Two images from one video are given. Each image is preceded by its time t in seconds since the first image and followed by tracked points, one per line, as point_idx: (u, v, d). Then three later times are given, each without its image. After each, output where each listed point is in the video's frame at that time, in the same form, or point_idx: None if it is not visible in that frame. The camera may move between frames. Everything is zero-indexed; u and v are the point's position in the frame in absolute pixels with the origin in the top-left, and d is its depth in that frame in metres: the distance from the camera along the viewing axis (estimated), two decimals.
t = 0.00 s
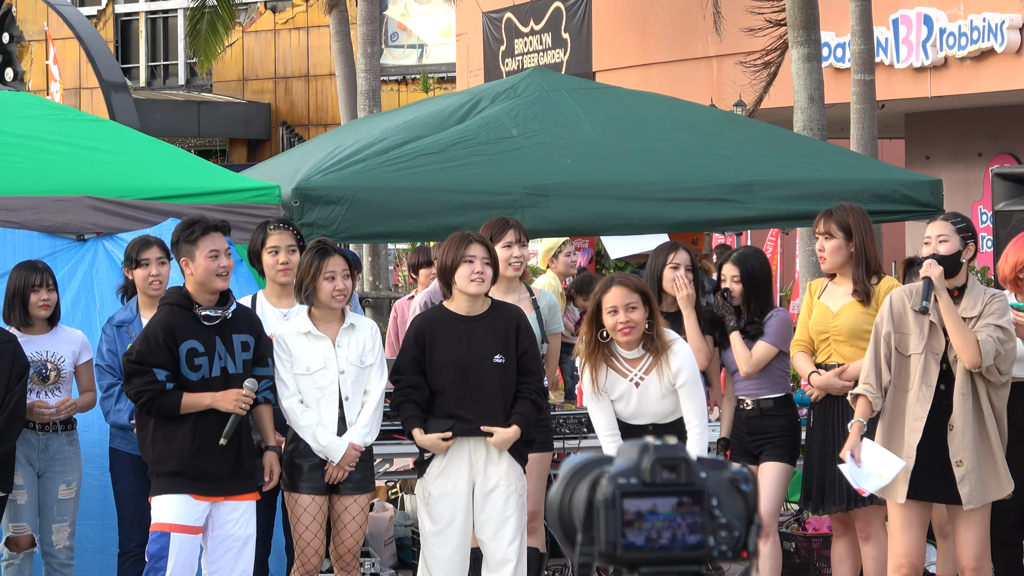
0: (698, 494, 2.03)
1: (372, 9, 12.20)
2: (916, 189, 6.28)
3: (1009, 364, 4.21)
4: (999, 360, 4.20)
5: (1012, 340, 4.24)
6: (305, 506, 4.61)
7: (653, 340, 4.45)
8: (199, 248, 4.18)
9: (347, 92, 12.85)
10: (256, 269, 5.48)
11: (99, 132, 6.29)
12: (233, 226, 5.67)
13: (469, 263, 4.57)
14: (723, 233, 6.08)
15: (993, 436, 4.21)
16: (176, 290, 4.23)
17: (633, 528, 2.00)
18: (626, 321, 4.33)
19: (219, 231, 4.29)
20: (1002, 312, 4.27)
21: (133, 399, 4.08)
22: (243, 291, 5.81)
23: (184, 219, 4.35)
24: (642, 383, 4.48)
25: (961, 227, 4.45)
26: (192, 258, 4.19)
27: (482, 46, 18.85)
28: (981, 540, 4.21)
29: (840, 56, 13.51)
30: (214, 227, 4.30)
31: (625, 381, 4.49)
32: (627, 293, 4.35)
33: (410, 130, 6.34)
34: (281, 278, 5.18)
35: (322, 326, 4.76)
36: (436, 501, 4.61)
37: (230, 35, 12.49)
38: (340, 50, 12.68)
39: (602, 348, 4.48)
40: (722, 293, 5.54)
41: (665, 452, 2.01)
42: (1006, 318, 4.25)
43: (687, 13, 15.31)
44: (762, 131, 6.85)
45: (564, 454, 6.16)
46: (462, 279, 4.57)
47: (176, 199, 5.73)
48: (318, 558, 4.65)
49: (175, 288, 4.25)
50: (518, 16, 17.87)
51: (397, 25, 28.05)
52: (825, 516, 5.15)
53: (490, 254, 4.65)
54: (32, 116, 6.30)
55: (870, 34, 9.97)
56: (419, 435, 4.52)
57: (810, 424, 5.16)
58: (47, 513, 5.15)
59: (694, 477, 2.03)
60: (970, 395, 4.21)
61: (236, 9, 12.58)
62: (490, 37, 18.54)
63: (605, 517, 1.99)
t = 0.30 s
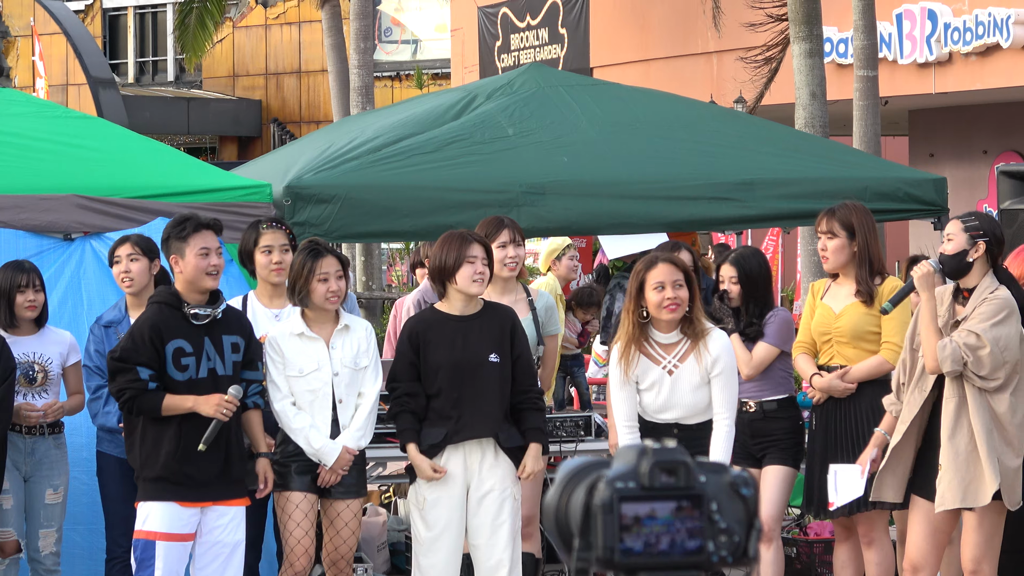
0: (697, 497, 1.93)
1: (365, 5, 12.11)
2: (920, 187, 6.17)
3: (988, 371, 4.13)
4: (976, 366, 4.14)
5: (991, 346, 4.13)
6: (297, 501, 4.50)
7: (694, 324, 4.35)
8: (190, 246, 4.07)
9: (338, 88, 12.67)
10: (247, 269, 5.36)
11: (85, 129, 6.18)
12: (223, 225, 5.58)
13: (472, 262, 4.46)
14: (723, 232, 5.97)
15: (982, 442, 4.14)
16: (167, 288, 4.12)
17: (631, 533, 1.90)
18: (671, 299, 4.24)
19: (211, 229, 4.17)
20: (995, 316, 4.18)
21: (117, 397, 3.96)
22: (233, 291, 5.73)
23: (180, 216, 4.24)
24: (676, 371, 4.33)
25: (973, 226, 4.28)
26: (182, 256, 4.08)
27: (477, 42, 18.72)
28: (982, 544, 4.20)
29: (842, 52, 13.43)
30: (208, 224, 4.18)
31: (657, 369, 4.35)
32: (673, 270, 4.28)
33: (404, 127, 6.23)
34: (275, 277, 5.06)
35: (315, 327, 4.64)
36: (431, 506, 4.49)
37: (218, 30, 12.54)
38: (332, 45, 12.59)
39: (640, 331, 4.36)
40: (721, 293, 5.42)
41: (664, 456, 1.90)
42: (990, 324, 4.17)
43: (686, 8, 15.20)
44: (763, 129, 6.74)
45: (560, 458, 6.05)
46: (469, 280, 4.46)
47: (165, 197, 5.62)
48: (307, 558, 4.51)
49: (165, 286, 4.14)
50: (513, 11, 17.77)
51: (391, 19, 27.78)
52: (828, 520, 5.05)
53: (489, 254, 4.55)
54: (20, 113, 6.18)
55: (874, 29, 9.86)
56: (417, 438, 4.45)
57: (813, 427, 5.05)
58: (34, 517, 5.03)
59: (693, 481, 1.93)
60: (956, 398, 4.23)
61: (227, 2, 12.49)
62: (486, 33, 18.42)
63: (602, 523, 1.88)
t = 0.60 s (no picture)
0: (684, 497, 1.87)
1: None
2: (909, 182, 6.10)
3: (934, 366, 4.18)
4: (924, 360, 4.20)
5: (933, 341, 4.16)
6: (263, 511, 4.41)
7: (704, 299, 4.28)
8: (149, 241, 3.98)
9: (320, 81, 12.69)
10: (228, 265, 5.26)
11: (64, 123, 6.10)
12: (203, 220, 5.51)
13: (453, 260, 4.37)
14: (710, 228, 5.90)
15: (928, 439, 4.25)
16: (131, 284, 4.05)
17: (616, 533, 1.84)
18: (676, 270, 4.18)
19: (172, 223, 4.09)
20: (946, 310, 4.20)
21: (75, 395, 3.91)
22: (213, 285, 5.67)
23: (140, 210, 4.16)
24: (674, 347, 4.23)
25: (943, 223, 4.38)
26: (142, 253, 3.99)
27: (463, 35, 18.59)
28: (953, 542, 4.26)
29: (831, 45, 13.33)
30: (168, 218, 4.10)
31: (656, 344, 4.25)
32: (682, 242, 4.21)
33: (387, 121, 6.15)
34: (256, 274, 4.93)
35: (282, 323, 4.56)
36: (414, 507, 4.41)
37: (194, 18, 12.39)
38: (313, 38, 12.60)
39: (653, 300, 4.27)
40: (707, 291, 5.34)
41: (650, 454, 1.85)
42: (938, 318, 4.19)
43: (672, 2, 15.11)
44: (751, 123, 6.67)
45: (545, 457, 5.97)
46: (453, 280, 4.37)
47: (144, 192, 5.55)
48: (276, 564, 4.45)
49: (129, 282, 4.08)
50: (500, 3, 17.67)
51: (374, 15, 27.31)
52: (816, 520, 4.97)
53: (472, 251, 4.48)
54: None
55: (863, 23, 9.79)
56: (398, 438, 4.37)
57: (800, 426, 4.97)
58: (11, 516, 4.86)
59: (681, 480, 1.87)
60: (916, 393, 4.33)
61: None
62: (471, 25, 18.31)
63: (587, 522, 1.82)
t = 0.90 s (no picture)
0: (694, 494, 1.88)
1: None
2: (919, 179, 6.10)
3: (910, 368, 4.20)
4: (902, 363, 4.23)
5: (906, 344, 4.18)
6: (267, 509, 4.39)
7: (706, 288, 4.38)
8: (137, 240, 3.96)
9: (330, 78, 12.73)
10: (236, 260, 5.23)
11: (73, 119, 6.10)
12: (210, 216, 5.54)
13: (461, 263, 4.36)
14: (719, 225, 5.90)
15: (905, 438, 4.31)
16: (123, 283, 4.04)
17: (627, 529, 1.85)
18: (660, 266, 4.39)
19: (159, 221, 4.04)
20: (918, 312, 4.19)
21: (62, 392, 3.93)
22: (223, 283, 5.56)
23: (129, 208, 4.12)
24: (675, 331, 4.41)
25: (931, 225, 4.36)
26: (131, 252, 3.97)
27: (470, 31, 18.60)
28: (936, 535, 4.22)
29: (841, 42, 13.38)
30: (156, 216, 4.05)
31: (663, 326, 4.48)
32: (669, 240, 4.36)
33: (396, 118, 6.15)
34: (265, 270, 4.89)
35: (282, 322, 4.55)
36: (424, 504, 4.37)
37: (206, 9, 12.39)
38: (323, 35, 12.61)
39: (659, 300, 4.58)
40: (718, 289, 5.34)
41: (660, 451, 1.86)
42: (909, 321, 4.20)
43: None
44: (760, 121, 6.68)
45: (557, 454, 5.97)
46: (462, 284, 4.36)
47: (152, 188, 5.54)
48: (281, 560, 4.44)
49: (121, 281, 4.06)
50: None
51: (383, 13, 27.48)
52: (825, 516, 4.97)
53: (484, 251, 4.43)
54: (6, 102, 6.09)
55: (872, 20, 9.81)
56: (410, 428, 4.34)
57: (810, 422, 4.95)
58: (22, 512, 4.84)
59: (690, 476, 1.89)
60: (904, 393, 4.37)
61: None
62: (479, 21, 18.31)
63: (597, 518, 1.83)
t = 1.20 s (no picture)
0: (700, 489, 1.86)
1: None
2: (926, 174, 6.11)
3: (935, 359, 4.12)
4: (924, 354, 4.14)
5: (930, 335, 4.10)
6: (277, 503, 4.41)
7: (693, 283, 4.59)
8: (131, 237, 3.95)
9: (336, 72, 12.74)
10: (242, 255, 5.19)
11: (79, 114, 6.10)
12: (214, 210, 5.55)
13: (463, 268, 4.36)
14: (725, 219, 5.91)
15: (921, 429, 4.20)
16: (112, 278, 4.03)
17: (633, 523, 1.84)
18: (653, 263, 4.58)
19: (153, 218, 4.05)
20: (931, 302, 4.15)
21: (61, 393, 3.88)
22: (228, 278, 5.67)
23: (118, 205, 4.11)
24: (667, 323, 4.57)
25: (934, 217, 4.28)
26: (124, 249, 3.96)
27: (477, 25, 18.58)
28: (925, 520, 4.13)
29: (848, 37, 13.35)
30: (150, 213, 4.06)
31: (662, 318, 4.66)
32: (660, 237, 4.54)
33: (403, 113, 6.16)
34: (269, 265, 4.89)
35: (288, 316, 4.56)
36: (429, 499, 4.36)
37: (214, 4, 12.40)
38: (329, 30, 12.60)
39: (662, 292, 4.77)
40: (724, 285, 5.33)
41: (666, 445, 1.83)
42: (927, 311, 4.15)
43: None
44: (767, 115, 6.68)
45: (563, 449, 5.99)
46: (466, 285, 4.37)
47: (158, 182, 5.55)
48: (291, 554, 4.44)
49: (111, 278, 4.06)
50: None
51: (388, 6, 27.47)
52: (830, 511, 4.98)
53: (490, 253, 4.41)
54: (14, 98, 6.10)
55: (879, 14, 9.80)
56: (415, 416, 4.33)
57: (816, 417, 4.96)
58: (29, 508, 4.84)
59: (695, 471, 1.87)
60: (911, 385, 4.28)
61: None
62: (486, 16, 18.28)
63: (603, 513, 1.82)
